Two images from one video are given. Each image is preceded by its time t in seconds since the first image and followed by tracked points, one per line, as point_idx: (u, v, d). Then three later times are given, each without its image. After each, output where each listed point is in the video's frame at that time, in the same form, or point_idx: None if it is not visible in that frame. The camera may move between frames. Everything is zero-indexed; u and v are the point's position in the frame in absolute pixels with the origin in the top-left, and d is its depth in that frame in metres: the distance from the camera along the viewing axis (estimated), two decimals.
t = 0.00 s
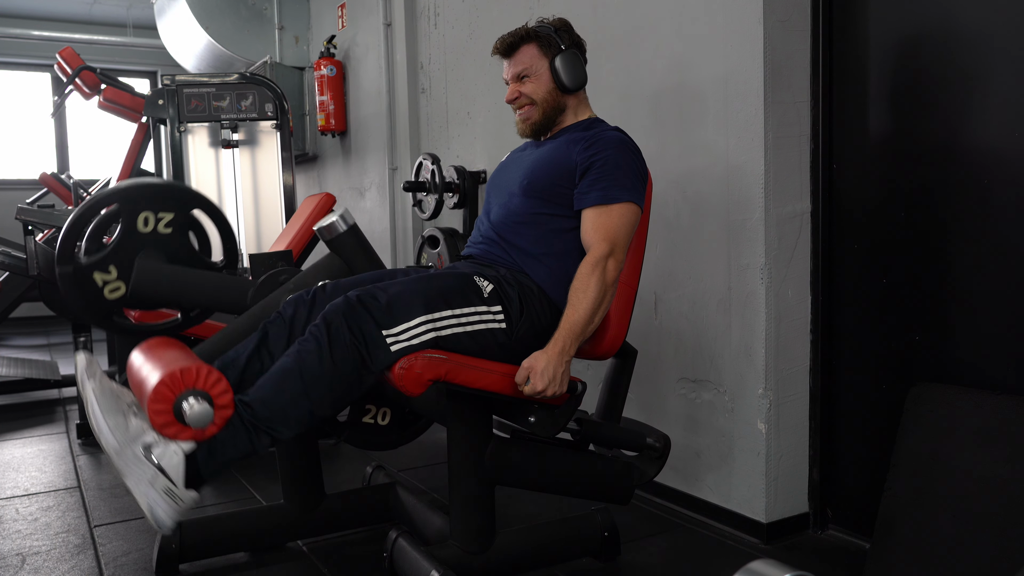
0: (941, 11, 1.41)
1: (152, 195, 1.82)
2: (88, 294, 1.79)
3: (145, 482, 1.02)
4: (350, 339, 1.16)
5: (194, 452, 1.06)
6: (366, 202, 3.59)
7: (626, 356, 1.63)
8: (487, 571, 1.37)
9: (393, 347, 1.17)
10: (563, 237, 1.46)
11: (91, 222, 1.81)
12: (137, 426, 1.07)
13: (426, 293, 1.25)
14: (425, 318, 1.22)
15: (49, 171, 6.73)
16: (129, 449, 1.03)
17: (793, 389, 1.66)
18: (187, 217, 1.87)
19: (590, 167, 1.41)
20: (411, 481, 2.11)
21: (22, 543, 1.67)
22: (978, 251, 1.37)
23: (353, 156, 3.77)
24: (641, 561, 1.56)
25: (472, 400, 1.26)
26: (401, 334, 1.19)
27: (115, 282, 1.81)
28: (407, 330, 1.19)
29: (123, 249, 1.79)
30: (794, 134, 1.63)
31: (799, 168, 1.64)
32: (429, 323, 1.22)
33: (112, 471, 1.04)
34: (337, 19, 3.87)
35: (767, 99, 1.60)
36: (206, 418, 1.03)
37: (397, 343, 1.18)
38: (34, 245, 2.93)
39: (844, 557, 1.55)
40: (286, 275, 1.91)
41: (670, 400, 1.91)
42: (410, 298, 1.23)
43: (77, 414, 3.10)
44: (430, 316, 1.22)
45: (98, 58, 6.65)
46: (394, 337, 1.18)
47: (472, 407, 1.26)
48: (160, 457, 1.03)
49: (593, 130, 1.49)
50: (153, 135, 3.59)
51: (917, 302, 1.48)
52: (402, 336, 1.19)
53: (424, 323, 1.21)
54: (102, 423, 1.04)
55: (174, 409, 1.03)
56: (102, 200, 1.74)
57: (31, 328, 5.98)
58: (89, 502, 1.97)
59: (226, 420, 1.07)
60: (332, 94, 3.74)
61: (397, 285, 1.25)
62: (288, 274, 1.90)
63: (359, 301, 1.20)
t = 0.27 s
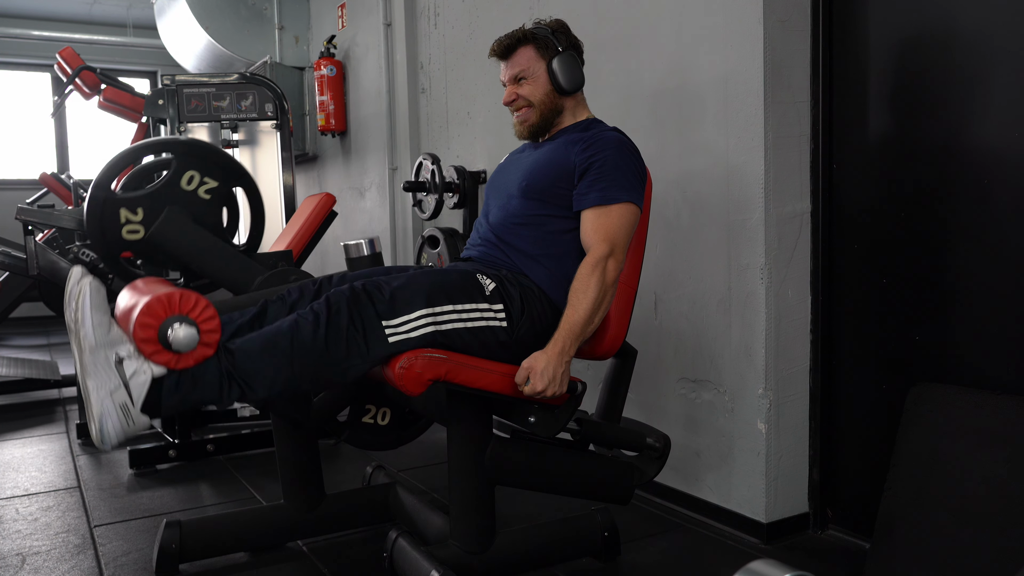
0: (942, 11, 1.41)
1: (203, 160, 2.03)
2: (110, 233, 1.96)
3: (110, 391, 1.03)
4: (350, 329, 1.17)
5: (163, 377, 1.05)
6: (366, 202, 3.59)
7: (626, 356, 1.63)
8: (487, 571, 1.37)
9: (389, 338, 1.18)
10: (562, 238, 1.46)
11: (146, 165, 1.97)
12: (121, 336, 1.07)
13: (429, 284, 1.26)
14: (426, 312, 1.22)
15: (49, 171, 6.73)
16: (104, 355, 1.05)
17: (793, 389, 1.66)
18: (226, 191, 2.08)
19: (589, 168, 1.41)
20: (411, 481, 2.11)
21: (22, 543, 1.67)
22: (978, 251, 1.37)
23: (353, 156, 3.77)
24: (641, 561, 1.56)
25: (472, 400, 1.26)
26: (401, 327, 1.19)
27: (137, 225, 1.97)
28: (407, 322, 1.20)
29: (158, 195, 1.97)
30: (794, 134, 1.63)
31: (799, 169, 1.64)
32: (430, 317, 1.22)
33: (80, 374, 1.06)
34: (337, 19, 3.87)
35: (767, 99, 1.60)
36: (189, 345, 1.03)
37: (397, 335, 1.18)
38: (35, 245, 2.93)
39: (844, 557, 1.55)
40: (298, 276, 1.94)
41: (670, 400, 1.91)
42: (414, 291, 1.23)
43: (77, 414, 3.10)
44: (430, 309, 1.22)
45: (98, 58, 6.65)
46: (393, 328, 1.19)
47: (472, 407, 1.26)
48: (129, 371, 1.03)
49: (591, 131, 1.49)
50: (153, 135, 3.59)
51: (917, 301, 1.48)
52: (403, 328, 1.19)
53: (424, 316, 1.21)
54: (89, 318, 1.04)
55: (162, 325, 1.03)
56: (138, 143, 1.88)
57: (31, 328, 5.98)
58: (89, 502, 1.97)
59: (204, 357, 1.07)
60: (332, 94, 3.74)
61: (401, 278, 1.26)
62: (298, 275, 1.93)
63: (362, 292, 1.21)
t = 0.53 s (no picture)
0: (941, 12, 1.41)
1: (231, 153, 2.10)
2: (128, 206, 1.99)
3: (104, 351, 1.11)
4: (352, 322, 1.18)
5: (161, 344, 1.07)
6: (366, 202, 3.59)
7: (626, 356, 1.63)
8: (487, 571, 1.37)
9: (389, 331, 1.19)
10: (562, 239, 1.46)
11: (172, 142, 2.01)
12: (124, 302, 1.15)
13: (433, 280, 1.27)
14: (427, 308, 1.22)
15: (49, 171, 6.73)
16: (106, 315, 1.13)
17: (793, 389, 1.66)
18: (246, 186, 2.15)
19: (589, 169, 1.41)
20: (411, 481, 2.11)
21: (22, 543, 1.67)
22: (978, 252, 1.37)
23: (353, 156, 3.77)
24: (641, 561, 1.56)
25: (472, 400, 1.26)
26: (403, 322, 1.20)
27: (154, 202, 2.00)
28: (409, 316, 1.21)
29: (182, 177, 2.02)
30: (794, 134, 1.64)
31: (799, 169, 1.64)
32: (431, 313, 1.22)
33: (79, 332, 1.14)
34: (337, 19, 3.87)
35: (767, 99, 1.60)
36: (190, 312, 1.05)
37: (397, 329, 1.19)
38: (35, 245, 2.93)
39: (844, 557, 1.55)
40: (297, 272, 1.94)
41: (670, 400, 1.91)
42: (417, 287, 1.24)
43: (77, 414, 3.10)
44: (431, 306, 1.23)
45: (98, 58, 6.65)
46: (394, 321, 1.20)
47: (472, 407, 1.26)
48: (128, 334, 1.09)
49: (590, 132, 1.49)
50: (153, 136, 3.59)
51: (917, 301, 1.48)
52: (403, 323, 1.20)
53: (426, 314, 1.22)
54: (95, 279, 1.16)
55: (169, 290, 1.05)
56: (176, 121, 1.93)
57: (31, 328, 5.98)
58: (89, 502, 1.97)
59: (204, 328, 1.08)
60: (332, 94, 3.74)
61: (405, 273, 1.27)
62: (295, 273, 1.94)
63: (367, 285, 1.22)
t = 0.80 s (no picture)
0: (942, 12, 1.41)
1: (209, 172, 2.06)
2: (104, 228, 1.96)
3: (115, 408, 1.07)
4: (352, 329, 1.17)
5: (168, 391, 1.06)
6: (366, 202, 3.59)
7: (626, 356, 1.63)
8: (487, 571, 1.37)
9: (391, 339, 1.18)
10: (562, 238, 1.46)
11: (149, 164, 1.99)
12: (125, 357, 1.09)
13: (431, 285, 1.26)
14: (427, 314, 1.22)
15: (49, 171, 6.73)
16: (108, 370, 1.08)
17: (793, 390, 1.66)
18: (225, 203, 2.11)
19: (589, 167, 1.41)
20: (411, 481, 2.11)
21: (22, 543, 1.67)
22: (978, 252, 1.37)
23: (353, 156, 3.77)
24: (641, 561, 1.56)
25: (472, 400, 1.26)
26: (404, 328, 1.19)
27: (132, 225, 1.98)
28: (409, 327, 1.19)
29: (160, 199, 2.00)
30: (794, 134, 1.64)
31: (799, 169, 1.64)
32: (432, 319, 1.22)
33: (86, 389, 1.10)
34: (337, 19, 3.87)
35: (767, 99, 1.60)
36: (190, 358, 1.03)
37: (398, 336, 1.18)
38: (35, 245, 2.93)
39: (844, 557, 1.56)
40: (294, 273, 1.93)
41: (670, 400, 1.91)
42: (415, 292, 1.24)
43: (77, 413, 3.10)
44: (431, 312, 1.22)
45: (98, 58, 6.65)
46: (395, 329, 1.19)
47: (472, 407, 1.26)
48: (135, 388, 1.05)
49: (589, 130, 1.48)
50: (153, 135, 3.59)
51: (917, 302, 1.48)
52: (405, 329, 1.19)
53: (427, 320, 1.21)
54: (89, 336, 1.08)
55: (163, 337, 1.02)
56: (150, 145, 1.90)
57: (30, 328, 5.98)
58: (89, 502, 1.97)
59: (207, 368, 1.07)
60: (332, 94, 3.74)
61: (403, 278, 1.26)
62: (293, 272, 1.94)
63: (365, 294, 1.21)
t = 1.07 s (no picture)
0: (941, 11, 1.41)
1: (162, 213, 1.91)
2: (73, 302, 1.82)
3: (171, 507, 1.05)
4: (354, 336, 1.17)
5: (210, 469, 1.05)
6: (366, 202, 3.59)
7: (626, 356, 1.63)
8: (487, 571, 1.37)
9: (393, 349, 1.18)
10: (562, 238, 1.46)
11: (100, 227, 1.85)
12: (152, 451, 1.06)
13: (428, 291, 1.26)
14: (428, 321, 1.22)
15: (49, 171, 6.73)
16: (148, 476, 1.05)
17: (793, 390, 1.66)
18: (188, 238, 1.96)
19: (588, 166, 1.41)
20: (411, 481, 2.11)
21: (22, 543, 1.67)
22: (978, 251, 1.37)
23: (353, 156, 3.77)
24: (641, 561, 1.56)
25: (472, 401, 1.26)
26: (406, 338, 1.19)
27: (108, 291, 1.86)
28: (411, 343, 1.18)
29: (123, 259, 1.86)
30: (794, 134, 1.64)
31: (799, 169, 1.64)
32: (434, 328, 1.22)
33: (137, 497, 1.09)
34: (337, 19, 3.87)
35: (767, 99, 1.60)
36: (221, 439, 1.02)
37: (401, 348, 1.18)
38: (35, 244, 2.93)
39: (844, 557, 1.56)
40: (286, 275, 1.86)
41: (670, 400, 1.91)
42: (411, 298, 1.23)
43: (77, 413, 3.11)
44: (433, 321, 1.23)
45: (98, 58, 6.65)
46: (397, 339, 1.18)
47: (472, 407, 1.26)
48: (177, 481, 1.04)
49: (589, 130, 1.48)
50: (153, 135, 3.60)
51: (917, 302, 1.48)
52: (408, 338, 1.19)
53: (428, 328, 1.21)
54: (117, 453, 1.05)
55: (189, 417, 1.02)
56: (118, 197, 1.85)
57: (31, 328, 5.98)
58: (89, 502, 1.97)
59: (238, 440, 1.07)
60: (332, 94, 3.74)
61: (402, 289, 1.25)
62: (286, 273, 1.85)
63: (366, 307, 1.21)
